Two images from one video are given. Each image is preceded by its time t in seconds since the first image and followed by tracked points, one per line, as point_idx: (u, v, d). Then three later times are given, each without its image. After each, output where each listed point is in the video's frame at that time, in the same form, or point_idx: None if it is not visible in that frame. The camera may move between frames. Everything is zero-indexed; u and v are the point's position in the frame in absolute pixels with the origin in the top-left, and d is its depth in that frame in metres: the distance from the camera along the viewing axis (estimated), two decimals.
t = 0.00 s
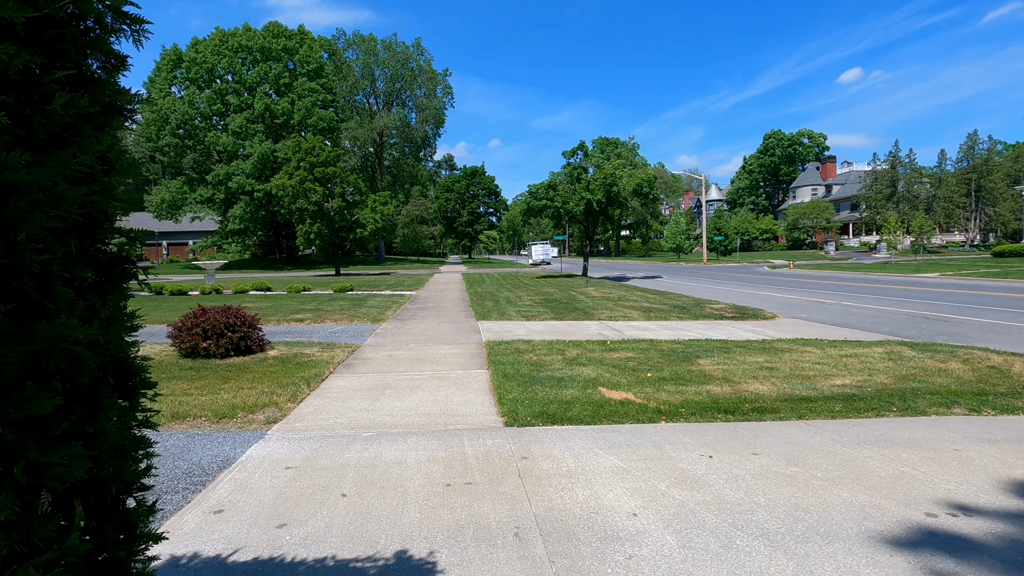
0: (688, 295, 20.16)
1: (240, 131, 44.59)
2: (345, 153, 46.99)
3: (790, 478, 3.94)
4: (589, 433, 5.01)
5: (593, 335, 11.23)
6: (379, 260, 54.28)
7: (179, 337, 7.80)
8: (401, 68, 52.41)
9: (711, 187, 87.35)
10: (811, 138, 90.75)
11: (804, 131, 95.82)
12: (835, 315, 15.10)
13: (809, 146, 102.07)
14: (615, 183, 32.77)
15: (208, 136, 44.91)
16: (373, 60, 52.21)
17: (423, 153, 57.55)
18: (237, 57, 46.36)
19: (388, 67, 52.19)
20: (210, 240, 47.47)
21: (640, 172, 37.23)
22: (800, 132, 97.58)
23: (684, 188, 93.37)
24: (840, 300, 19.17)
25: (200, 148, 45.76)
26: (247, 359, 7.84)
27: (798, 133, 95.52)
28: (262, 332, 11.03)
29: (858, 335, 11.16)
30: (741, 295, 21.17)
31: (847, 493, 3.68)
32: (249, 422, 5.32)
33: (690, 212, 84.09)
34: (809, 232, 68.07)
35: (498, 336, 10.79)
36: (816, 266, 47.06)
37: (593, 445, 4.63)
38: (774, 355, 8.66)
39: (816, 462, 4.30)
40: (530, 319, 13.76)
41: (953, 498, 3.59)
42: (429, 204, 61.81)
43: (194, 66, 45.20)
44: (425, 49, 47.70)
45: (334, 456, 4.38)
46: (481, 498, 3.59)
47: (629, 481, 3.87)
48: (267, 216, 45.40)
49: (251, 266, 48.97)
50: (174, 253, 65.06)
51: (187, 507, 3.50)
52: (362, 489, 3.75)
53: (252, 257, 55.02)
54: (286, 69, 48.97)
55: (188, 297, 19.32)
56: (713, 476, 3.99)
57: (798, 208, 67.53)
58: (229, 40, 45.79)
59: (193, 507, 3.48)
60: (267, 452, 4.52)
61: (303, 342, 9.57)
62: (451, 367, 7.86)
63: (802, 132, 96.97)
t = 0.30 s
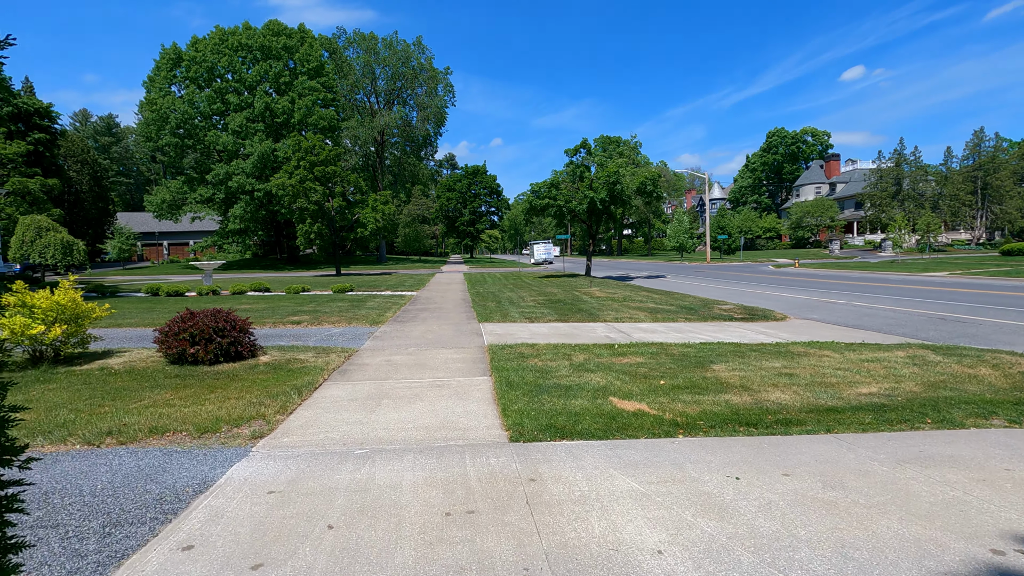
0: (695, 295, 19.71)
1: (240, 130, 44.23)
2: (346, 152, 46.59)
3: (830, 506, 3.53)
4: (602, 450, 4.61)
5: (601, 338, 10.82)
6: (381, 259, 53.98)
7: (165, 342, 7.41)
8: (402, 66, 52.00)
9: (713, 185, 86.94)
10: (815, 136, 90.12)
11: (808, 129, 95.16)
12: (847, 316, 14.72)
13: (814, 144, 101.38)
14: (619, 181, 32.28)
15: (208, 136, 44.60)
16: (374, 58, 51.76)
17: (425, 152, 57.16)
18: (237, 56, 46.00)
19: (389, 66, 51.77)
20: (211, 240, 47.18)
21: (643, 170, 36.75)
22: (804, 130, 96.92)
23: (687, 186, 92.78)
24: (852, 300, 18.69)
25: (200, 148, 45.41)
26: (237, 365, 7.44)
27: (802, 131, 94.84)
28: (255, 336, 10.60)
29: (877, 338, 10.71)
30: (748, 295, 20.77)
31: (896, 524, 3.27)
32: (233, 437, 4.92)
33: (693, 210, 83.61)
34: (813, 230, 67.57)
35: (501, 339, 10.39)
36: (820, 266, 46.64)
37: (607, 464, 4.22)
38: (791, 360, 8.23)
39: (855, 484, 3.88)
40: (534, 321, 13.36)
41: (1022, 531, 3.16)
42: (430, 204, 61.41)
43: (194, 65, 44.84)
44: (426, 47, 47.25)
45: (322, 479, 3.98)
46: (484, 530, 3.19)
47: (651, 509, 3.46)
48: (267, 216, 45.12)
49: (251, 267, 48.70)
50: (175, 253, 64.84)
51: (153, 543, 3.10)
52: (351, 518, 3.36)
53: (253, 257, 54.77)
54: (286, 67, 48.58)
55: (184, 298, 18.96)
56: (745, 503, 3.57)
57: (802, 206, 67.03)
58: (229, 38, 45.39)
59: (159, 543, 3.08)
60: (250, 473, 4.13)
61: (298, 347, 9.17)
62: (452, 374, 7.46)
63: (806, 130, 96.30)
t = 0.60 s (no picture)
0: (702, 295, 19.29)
1: (240, 129, 43.88)
2: (347, 151, 46.28)
3: (882, 537, 3.11)
4: (619, 468, 4.19)
5: (608, 340, 10.42)
6: (382, 259, 53.66)
7: (152, 347, 7.01)
8: (403, 64, 51.60)
9: (716, 184, 86.41)
10: (819, 134, 89.56)
11: (812, 128, 94.60)
12: (859, 317, 14.30)
13: (817, 143, 100.72)
14: (623, 179, 31.83)
15: (208, 134, 44.26)
16: (375, 57, 51.34)
17: (426, 151, 56.81)
18: (237, 55, 45.65)
19: (390, 64, 51.36)
20: (211, 239, 46.88)
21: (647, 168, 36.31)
22: (808, 128, 96.30)
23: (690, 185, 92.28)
24: (863, 300, 18.25)
25: (200, 147, 45.07)
26: (227, 371, 7.02)
27: (806, 129, 94.27)
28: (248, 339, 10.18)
29: (898, 340, 10.29)
30: (756, 295, 20.34)
31: (963, 561, 2.85)
32: (216, 452, 4.51)
33: (696, 210, 83.17)
34: (817, 229, 67.06)
35: (505, 342, 9.98)
36: (826, 265, 46.15)
37: (626, 486, 3.81)
38: (811, 364, 7.82)
39: (906, 510, 3.46)
40: (539, 322, 12.94)
41: None
42: (432, 203, 61.07)
43: (194, 63, 44.51)
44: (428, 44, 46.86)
45: (310, 503, 3.56)
46: (491, 568, 2.78)
47: (679, 541, 3.05)
48: (267, 216, 44.83)
49: (251, 266, 48.40)
50: (176, 253, 64.61)
51: None
52: (339, 553, 2.95)
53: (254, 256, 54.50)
54: (286, 66, 48.21)
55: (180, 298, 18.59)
56: (786, 533, 3.15)
57: (806, 205, 66.54)
58: (229, 37, 45.01)
59: None
60: (230, 495, 3.72)
61: (294, 350, 8.76)
62: (454, 380, 7.05)
63: (810, 128, 95.68)
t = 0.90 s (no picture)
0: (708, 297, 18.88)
1: (240, 129, 43.55)
2: (347, 151, 45.98)
3: None
4: (633, 492, 3.78)
5: (614, 344, 10.03)
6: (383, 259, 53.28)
7: (133, 353, 6.63)
8: (404, 64, 51.27)
9: (718, 184, 85.94)
10: (822, 134, 89.09)
11: (815, 127, 94.13)
12: (870, 319, 13.90)
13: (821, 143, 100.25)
14: (626, 178, 31.39)
15: (207, 134, 43.96)
16: (376, 56, 50.96)
17: (427, 151, 56.48)
18: (237, 54, 45.33)
19: (391, 64, 51.02)
20: (211, 239, 46.53)
21: (650, 168, 35.89)
22: (811, 128, 95.80)
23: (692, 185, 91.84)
24: (873, 302, 17.82)
25: (200, 146, 44.75)
26: (212, 379, 6.64)
27: (809, 129, 93.80)
28: (235, 343, 9.75)
29: (916, 345, 9.89)
30: (762, 296, 19.93)
31: None
32: (190, 472, 4.12)
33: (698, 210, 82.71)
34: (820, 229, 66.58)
35: (507, 346, 9.58)
36: (831, 265, 45.70)
37: (642, 514, 3.41)
38: (828, 371, 7.42)
39: (959, 546, 3.05)
40: (541, 325, 12.54)
41: None
42: (433, 203, 60.66)
43: (194, 63, 44.17)
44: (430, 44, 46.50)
45: (287, 536, 3.17)
46: None
47: None
48: (267, 216, 44.50)
49: (251, 267, 48.12)
50: (176, 253, 64.36)
51: None
52: None
53: (254, 257, 54.17)
54: (287, 65, 47.87)
55: (174, 299, 18.21)
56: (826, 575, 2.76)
57: (809, 205, 66.06)
58: (229, 36, 44.68)
59: None
60: (200, 525, 3.32)
61: (285, 356, 8.37)
62: (453, 389, 6.67)
63: (813, 128, 95.18)
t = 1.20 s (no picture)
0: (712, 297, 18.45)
1: (239, 127, 43.15)
2: (346, 149, 45.61)
3: None
4: (648, 524, 3.35)
5: (619, 348, 9.61)
6: (383, 259, 52.87)
7: (109, 360, 6.22)
8: (404, 62, 50.89)
9: (720, 184, 85.65)
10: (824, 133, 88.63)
11: (817, 126, 93.61)
12: (882, 321, 13.48)
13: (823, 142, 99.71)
14: (628, 177, 30.90)
15: (205, 132, 43.56)
16: (376, 54, 50.58)
17: (427, 150, 56.14)
18: (236, 52, 44.92)
19: (391, 62, 50.60)
20: (210, 239, 46.12)
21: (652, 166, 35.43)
22: (813, 127, 95.32)
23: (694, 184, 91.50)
24: (882, 303, 17.41)
25: (199, 145, 44.38)
26: (192, 388, 6.21)
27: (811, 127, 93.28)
28: (222, 347, 9.29)
29: (936, 350, 9.44)
30: (768, 296, 19.49)
31: None
32: (155, 498, 3.70)
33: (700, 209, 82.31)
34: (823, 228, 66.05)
35: (507, 350, 9.16)
36: (835, 264, 45.24)
37: (660, 551, 3.01)
38: (846, 378, 6.99)
39: None
40: (542, 327, 12.10)
41: None
42: (434, 203, 60.19)
43: (192, 61, 43.78)
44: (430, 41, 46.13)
45: None
46: None
47: None
48: (265, 215, 44.08)
49: (250, 267, 47.80)
50: (176, 253, 64.00)
51: None
52: None
53: (253, 256, 53.74)
54: (286, 64, 47.51)
55: (167, 300, 17.79)
56: None
57: (812, 204, 65.55)
58: (228, 34, 44.30)
59: None
60: (158, 565, 2.91)
61: (275, 361, 7.95)
62: (450, 398, 6.24)
63: (815, 127, 94.70)
